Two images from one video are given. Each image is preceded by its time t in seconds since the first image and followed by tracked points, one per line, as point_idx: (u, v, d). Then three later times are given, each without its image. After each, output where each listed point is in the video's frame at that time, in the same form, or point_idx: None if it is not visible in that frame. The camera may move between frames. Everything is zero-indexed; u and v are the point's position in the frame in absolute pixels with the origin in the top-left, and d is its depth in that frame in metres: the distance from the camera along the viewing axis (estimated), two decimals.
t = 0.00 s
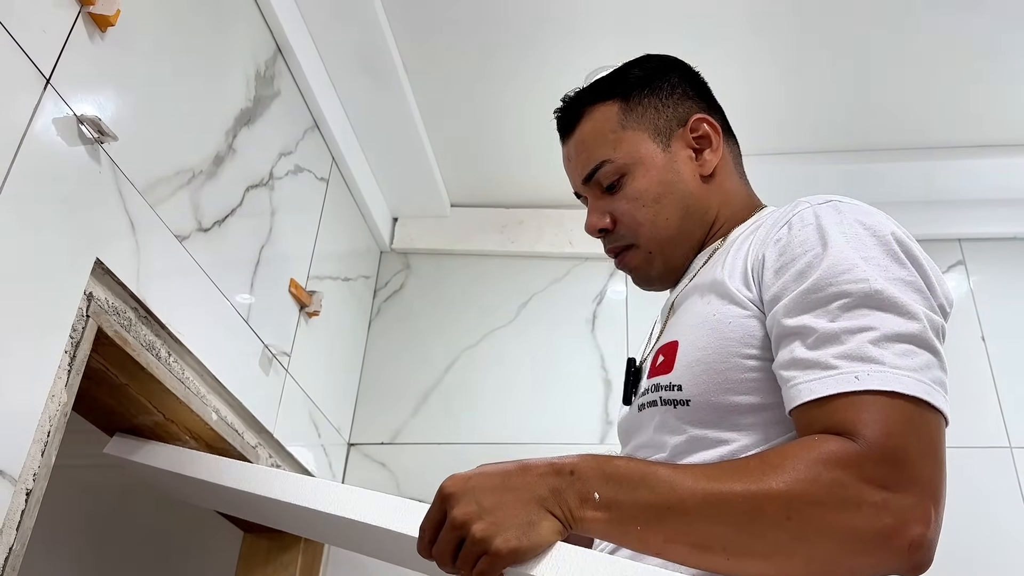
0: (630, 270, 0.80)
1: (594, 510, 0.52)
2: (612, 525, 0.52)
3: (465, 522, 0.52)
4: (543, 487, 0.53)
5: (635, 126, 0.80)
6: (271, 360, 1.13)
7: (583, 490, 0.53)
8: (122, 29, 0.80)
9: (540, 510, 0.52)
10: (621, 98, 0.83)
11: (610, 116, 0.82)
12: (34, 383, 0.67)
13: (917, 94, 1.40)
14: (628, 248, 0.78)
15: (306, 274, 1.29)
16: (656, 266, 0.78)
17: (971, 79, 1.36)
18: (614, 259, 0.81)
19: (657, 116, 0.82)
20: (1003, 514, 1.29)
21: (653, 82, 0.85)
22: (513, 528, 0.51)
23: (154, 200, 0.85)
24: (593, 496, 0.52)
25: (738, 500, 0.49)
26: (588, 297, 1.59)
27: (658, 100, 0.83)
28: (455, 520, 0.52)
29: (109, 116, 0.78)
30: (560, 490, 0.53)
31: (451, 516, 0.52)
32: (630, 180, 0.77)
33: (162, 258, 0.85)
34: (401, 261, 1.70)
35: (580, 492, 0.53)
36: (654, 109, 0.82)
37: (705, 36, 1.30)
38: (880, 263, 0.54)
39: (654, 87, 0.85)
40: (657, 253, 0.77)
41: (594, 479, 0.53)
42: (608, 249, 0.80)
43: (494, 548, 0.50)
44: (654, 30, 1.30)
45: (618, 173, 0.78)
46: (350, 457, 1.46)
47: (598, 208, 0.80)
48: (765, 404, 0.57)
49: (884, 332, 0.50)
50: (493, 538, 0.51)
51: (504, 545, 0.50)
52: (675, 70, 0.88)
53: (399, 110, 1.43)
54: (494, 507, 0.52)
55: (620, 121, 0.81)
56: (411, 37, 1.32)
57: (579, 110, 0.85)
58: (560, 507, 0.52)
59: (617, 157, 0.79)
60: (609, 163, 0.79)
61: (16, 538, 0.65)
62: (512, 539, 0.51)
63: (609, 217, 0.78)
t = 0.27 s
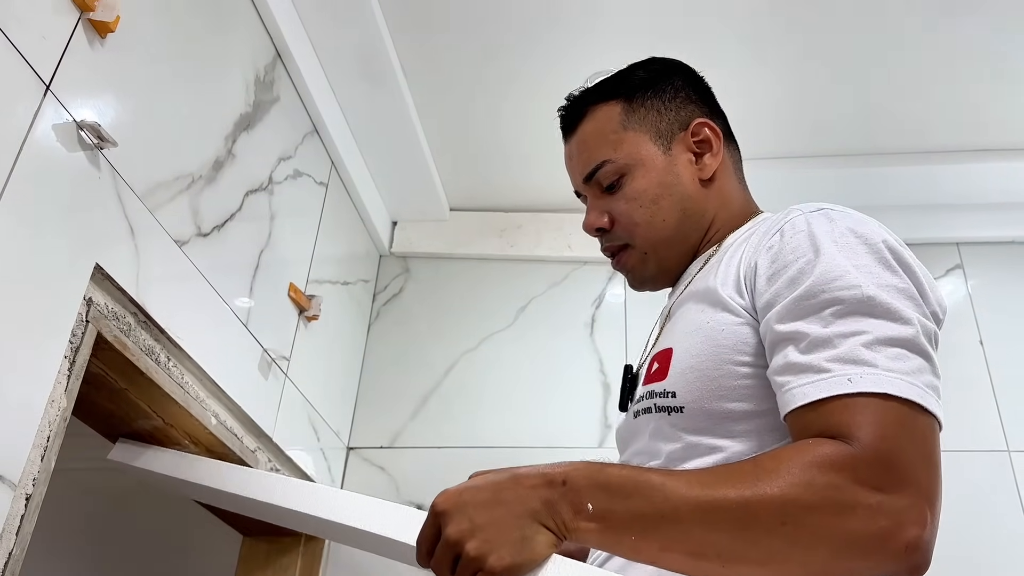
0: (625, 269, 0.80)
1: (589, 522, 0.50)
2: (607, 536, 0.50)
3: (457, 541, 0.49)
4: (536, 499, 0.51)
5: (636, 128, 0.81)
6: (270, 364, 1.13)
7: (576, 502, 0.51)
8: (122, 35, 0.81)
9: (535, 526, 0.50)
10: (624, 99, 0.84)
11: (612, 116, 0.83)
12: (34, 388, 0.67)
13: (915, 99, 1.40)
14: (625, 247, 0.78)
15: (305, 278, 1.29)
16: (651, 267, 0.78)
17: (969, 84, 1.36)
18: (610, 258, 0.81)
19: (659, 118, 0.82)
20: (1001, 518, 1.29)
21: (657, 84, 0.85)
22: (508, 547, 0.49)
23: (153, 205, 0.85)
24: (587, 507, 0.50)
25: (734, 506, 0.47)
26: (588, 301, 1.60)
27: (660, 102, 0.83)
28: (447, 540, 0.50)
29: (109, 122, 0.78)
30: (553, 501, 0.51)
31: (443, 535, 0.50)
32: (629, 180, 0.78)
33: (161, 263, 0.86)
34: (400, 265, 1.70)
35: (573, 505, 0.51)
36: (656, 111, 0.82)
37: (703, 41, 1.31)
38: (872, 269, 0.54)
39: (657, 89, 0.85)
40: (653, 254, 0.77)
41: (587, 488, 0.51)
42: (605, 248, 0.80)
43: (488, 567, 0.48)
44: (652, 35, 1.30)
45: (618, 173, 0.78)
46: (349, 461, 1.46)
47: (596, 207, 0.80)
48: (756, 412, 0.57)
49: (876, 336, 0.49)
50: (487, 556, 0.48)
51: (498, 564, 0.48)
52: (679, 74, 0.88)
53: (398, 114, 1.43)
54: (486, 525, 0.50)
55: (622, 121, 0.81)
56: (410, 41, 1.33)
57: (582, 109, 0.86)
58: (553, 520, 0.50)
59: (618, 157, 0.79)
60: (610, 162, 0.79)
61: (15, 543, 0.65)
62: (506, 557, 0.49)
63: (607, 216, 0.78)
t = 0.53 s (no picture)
0: (619, 267, 0.80)
1: (576, 536, 0.46)
2: (596, 551, 0.46)
3: (452, 564, 0.46)
4: (524, 517, 0.47)
5: (638, 128, 0.81)
6: (271, 368, 1.13)
7: (562, 515, 0.47)
8: (125, 41, 0.81)
9: (525, 544, 0.46)
10: (628, 99, 0.84)
11: (615, 115, 0.83)
12: (38, 393, 0.67)
13: (915, 103, 1.40)
14: (620, 245, 0.78)
15: (307, 282, 1.29)
16: (645, 266, 0.78)
17: (969, 88, 1.36)
18: (606, 256, 0.81)
19: (661, 119, 0.82)
20: (1001, 521, 1.29)
21: (661, 86, 0.85)
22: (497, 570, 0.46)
23: (156, 210, 0.85)
24: (573, 520, 0.46)
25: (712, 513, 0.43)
26: (588, 304, 1.60)
27: (663, 103, 0.84)
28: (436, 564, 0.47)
29: (112, 127, 0.78)
30: (541, 517, 0.47)
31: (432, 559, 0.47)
32: (628, 178, 0.78)
33: (163, 268, 0.86)
34: (401, 269, 1.71)
35: (560, 517, 0.47)
36: (658, 112, 0.82)
37: (703, 46, 1.31)
38: (856, 269, 0.50)
39: (660, 91, 0.85)
40: (647, 253, 0.77)
41: (573, 502, 0.47)
42: (601, 245, 0.80)
43: None
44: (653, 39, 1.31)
45: (617, 171, 0.79)
46: (351, 464, 1.46)
47: (595, 204, 0.80)
48: (751, 414, 0.55)
49: (860, 335, 0.45)
50: None
51: None
52: (683, 78, 0.89)
53: (398, 118, 1.44)
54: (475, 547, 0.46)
55: (624, 120, 0.82)
56: (411, 46, 1.33)
57: (586, 107, 0.86)
58: (542, 536, 0.47)
59: (618, 155, 0.79)
60: (610, 160, 0.79)
61: (18, 547, 0.66)
62: None
63: (604, 213, 0.78)
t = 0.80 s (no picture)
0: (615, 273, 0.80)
1: (567, 551, 0.45)
2: (588, 565, 0.45)
3: None
4: (514, 535, 0.46)
5: (619, 133, 0.80)
6: (274, 372, 1.13)
7: (552, 532, 0.45)
8: (130, 48, 0.81)
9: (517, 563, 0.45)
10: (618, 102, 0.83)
11: (606, 119, 0.83)
12: (44, 398, 0.68)
13: (914, 108, 1.41)
14: (604, 252, 0.79)
15: (309, 287, 1.30)
16: (628, 273, 0.77)
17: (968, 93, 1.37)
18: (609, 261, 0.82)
19: (644, 119, 0.79)
20: (1001, 524, 1.29)
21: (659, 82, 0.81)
22: None
23: (160, 216, 0.86)
24: (563, 535, 0.45)
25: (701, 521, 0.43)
26: (589, 308, 1.61)
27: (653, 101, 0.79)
28: None
29: (117, 133, 0.79)
30: (531, 533, 0.46)
31: None
32: (603, 187, 0.78)
33: (167, 273, 0.86)
34: (402, 273, 1.71)
35: (551, 534, 0.45)
36: (644, 111, 0.79)
37: (704, 51, 1.31)
38: (841, 272, 0.50)
39: (656, 88, 0.81)
40: (623, 261, 0.76)
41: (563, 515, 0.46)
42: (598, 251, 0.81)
43: None
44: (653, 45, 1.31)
45: (597, 180, 0.80)
46: (352, 468, 1.46)
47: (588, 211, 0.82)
48: (743, 419, 0.55)
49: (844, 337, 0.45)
50: None
51: None
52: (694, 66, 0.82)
53: (400, 123, 1.44)
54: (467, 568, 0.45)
55: (610, 127, 0.81)
56: (412, 51, 1.33)
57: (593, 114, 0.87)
58: (532, 554, 0.45)
59: (599, 163, 0.80)
60: (593, 168, 0.81)
61: (24, 552, 0.66)
62: None
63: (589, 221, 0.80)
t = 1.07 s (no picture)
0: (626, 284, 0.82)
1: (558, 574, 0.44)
2: None
3: None
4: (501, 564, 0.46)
5: (608, 148, 0.81)
6: (274, 377, 1.14)
7: (540, 555, 0.45)
8: (131, 55, 0.82)
9: None
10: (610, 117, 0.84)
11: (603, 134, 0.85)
12: (46, 404, 0.68)
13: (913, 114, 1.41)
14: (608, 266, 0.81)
15: (309, 291, 1.30)
16: (628, 284, 0.79)
17: (966, 99, 1.37)
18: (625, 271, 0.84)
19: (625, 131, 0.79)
20: (997, 527, 1.30)
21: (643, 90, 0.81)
22: None
23: (161, 222, 0.86)
24: (551, 558, 0.44)
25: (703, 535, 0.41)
26: (588, 312, 1.61)
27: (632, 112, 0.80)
28: None
29: (118, 140, 0.79)
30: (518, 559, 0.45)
31: None
32: (598, 203, 0.81)
33: (168, 279, 0.87)
34: (402, 277, 1.71)
35: (539, 556, 0.45)
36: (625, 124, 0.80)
37: (702, 57, 1.32)
38: (832, 282, 0.48)
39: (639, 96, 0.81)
40: (619, 273, 0.78)
41: (548, 539, 0.45)
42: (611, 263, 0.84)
43: None
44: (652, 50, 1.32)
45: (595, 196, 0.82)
46: (352, 471, 1.47)
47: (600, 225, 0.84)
48: (726, 431, 0.55)
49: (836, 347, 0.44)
50: None
51: None
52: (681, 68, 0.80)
53: (399, 127, 1.45)
54: None
55: (603, 142, 0.83)
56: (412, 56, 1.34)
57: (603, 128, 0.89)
58: None
59: (597, 180, 0.83)
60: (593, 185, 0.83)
61: (25, 556, 0.67)
62: None
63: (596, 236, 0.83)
